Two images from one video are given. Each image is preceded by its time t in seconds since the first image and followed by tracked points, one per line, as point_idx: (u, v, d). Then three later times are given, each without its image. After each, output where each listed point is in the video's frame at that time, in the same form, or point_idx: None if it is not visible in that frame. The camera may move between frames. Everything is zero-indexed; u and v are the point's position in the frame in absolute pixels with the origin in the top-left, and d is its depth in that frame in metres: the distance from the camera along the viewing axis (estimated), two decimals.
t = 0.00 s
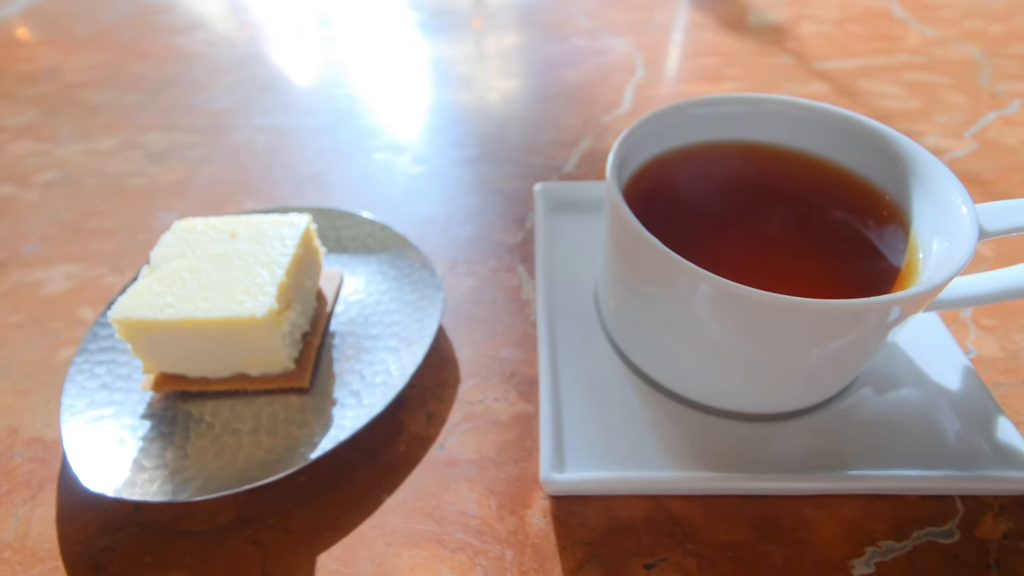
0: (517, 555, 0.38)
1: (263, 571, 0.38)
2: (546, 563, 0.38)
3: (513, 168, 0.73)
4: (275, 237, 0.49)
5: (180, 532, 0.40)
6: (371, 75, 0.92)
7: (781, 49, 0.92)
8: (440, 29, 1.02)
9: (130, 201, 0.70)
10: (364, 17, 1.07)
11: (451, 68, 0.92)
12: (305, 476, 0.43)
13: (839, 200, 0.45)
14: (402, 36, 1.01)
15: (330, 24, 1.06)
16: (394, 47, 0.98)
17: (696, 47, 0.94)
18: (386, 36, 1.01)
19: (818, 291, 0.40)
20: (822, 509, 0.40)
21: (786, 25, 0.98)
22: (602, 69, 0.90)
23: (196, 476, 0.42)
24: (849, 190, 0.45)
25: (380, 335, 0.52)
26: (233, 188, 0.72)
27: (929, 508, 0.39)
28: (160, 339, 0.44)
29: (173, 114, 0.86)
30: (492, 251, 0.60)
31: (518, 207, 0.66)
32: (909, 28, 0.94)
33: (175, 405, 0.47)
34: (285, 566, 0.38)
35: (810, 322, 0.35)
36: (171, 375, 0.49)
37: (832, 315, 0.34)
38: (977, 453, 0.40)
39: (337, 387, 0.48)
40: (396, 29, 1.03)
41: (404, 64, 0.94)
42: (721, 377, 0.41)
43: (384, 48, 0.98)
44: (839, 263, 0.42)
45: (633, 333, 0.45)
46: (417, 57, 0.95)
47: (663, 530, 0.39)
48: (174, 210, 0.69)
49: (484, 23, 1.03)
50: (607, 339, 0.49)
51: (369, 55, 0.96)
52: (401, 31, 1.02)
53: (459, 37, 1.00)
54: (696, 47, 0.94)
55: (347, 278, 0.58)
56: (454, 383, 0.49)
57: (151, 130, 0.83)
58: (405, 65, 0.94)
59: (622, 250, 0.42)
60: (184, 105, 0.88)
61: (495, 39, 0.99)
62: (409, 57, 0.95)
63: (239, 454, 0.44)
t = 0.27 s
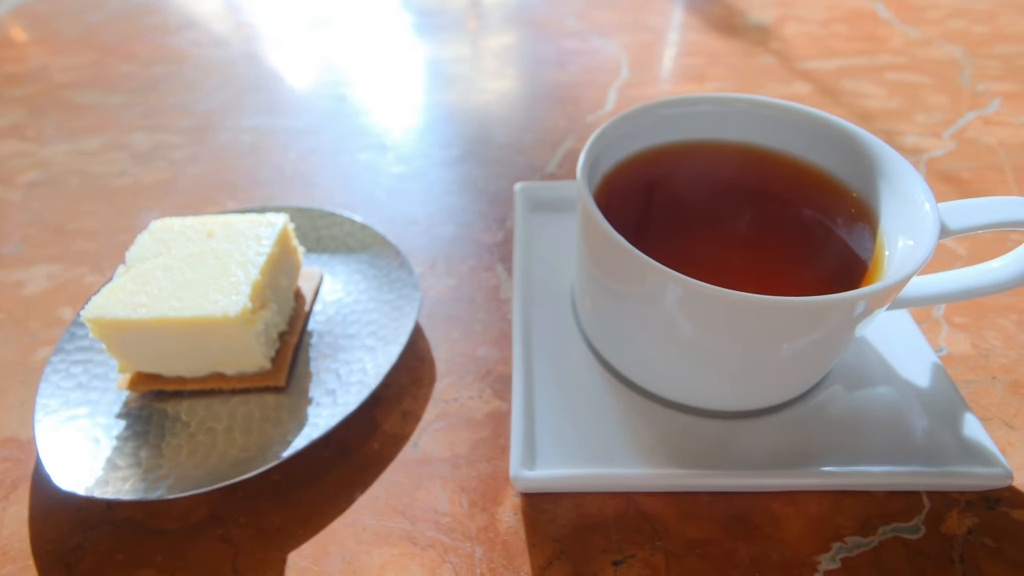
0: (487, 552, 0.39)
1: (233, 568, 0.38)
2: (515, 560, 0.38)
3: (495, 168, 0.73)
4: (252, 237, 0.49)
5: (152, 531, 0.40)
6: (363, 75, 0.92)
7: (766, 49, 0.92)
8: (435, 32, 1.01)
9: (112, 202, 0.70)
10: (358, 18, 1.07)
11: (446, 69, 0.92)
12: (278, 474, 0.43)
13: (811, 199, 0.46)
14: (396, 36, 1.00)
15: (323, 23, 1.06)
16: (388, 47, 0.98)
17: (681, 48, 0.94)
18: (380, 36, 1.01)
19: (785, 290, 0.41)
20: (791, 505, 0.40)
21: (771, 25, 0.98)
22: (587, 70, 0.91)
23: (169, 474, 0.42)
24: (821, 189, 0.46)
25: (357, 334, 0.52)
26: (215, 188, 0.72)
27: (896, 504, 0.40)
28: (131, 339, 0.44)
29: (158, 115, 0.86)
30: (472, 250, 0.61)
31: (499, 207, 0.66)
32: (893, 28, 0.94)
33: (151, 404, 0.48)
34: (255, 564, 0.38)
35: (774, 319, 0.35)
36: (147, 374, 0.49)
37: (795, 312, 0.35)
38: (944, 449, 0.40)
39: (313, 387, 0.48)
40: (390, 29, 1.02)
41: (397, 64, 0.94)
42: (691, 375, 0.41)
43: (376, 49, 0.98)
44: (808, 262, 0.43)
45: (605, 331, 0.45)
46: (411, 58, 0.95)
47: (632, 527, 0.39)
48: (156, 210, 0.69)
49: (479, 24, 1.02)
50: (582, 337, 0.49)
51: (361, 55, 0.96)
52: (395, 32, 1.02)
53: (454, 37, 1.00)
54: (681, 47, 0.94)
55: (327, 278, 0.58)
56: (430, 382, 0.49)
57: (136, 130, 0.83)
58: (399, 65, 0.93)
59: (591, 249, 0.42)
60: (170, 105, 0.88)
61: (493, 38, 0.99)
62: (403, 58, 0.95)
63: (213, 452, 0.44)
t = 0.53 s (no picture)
0: (453, 550, 0.39)
1: (200, 566, 0.39)
2: (481, 557, 0.39)
3: (477, 168, 0.73)
4: (226, 236, 0.49)
5: (120, 529, 0.40)
6: (353, 76, 0.92)
7: (750, 50, 0.93)
8: (432, 32, 1.02)
9: (94, 202, 0.71)
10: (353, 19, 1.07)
11: (443, 69, 0.93)
12: (249, 472, 0.43)
13: (782, 199, 0.46)
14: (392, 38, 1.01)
15: (318, 24, 1.06)
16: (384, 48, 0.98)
17: (666, 49, 0.94)
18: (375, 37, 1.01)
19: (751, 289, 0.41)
20: (756, 503, 0.40)
21: (756, 27, 0.98)
22: (572, 71, 0.91)
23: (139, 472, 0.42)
24: (791, 188, 0.46)
25: (332, 334, 0.52)
26: (198, 188, 0.72)
27: (861, 501, 0.40)
28: (102, 337, 0.44)
29: (144, 115, 0.86)
30: (450, 250, 0.61)
31: (479, 207, 0.67)
32: (877, 29, 0.95)
33: (124, 402, 0.48)
34: (222, 562, 0.39)
35: (736, 317, 0.36)
36: (121, 373, 0.49)
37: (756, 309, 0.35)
38: (909, 447, 0.41)
39: (287, 385, 0.48)
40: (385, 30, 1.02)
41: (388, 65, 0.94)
42: (658, 374, 0.41)
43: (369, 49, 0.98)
44: (777, 261, 0.43)
45: (575, 330, 0.45)
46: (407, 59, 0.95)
47: (598, 524, 0.40)
48: (137, 210, 0.69)
49: (475, 26, 1.03)
50: (554, 337, 0.49)
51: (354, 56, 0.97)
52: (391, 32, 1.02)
53: (449, 38, 1.00)
54: (666, 49, 0.94)
55: (305, 277, 0.58)
56: (403, 381, 0.49)
57: (120, 130, 0.83)
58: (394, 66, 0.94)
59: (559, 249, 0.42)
60: (156, 105, 0.88)
61: (489, 38, 1.00)
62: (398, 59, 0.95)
63: (184, 451, 0.44)
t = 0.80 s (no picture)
0: (420, 547, 0.39)
1: (169, 564, 0.39)
2: (447, 555, 0.39)
3: (459, 170, 0.74)
4: (202, 238, 0.50)
5: (92, 527, 0.41)
6: (341, 79, 0.93)
7: (732, 54, 0.93)
8: (427, 34, 1.03)
9: (78, 204, 0.71)
10: (347, 22, 1.08)
11: (439, 70, 0.94)
12: (221, 472, 0.44)
13: (750, 201, 0.47)
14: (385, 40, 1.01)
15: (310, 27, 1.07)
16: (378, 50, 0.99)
17: (650, 53, 0.95)
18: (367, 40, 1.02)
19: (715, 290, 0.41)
20: (719, 502, 0.41)
21: (740, 31, 0.99)
22: (556, 75, 0.92)
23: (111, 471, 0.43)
24: (759, 190, 0.46)
25: (308, 335, 0.53)
26: (181, 191, 0.72)
27: (823, 500, 0.41)
28: (76, 338, 0.44)
29: (130, 118, 0.87)
30: (429, 252, 0.61)
31: (459, 209, 0.67)
32: (859, 34, 0.96)
33: (100, 402, 0.48)
34: (191, 559, 0.39)
35: (694, 318, 0.36)
36: (98, 373, 0.50)
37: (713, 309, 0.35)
38: (871, 447, 0.41)
39: (262, 385, 0.49)
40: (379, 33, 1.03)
41: (376, 68, 0.95)
42: (624, 374, 0.42)
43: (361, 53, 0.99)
44: (744, 262, 0.44)
45: (545, 330, 0.46)
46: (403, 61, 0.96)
47: (563, 522, 0.40)
48: (121, 212, 0.70)
49: (472, 29, 1.03)
50: (526, 337, 0.50)
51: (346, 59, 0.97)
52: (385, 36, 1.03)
53: (443, 41, 1.01)
54: (649, 53, 0.95)
55: (284, 279, 0.59)
56: (376, 381, 0.49)
57: (106, 132, 0.84)
58: (388, 68, 0.94)
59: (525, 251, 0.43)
60: (143, 108, 0.89)
61: (482, 39, 1.01)
62: (392, 62, 0.96)
63: (157, 450, 0.44)
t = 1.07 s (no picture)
0: (390, 544, 0.39)
1: (139, 560, 0.39)
2: (416, 552, 0.39)
3: (443, 169, 0.74)
4: (179, 235, 0.50)
5: (63, 523, 0.41)
6: (331, 78, 0.93)
7: (720, 55, 0.94)
8: (425, 33, 1.04)
9: (62, 202, 0.71)
10: (341, 22, 1.08)
11: (431, 70, 0.94)
12: (194, 468, 0.44)
13: (727, 200, 0.47)
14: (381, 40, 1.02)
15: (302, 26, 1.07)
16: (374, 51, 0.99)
17: (638, 53, 0.96)
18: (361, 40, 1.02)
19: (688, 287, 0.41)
20: (690, 499, 0.41)
21: (728, 31, 0.99)
22: (544, 74, 0.92)
23: (84, 467, 0.43)
24: (734, 189, 0.47)
25: (286, 332, 0.53)
26: (166, 189, 0.73)
27: (794, 498, 0.41)
28: (50, 334, 0.45)
29: (117, 116, 0.87)
30: (410, 250, 0.62)
31: (442, 208, 0.67)
32: (846, 34, 0.96)
33: (76, 399, 0.48)
34: (161, 556, 0.39)
35: (661, 316, 0.36)
36: (75, 370, 0.50)
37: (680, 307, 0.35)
38: (841, 444, 0.41)
39: (238, 382, 0.49)
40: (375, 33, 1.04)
41: (367, 67, 0.95)
42: (596, 372, 0.42)
43: (354, 53, 0.99)
44: (719, 259, 0.44)
45: (519, 329, 0.46)
46: (403, 59, 0.97)
47: (534, 519, 0.40)
48: (105, 210, 0.70)
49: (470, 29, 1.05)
50: (503, 335, 0.50)
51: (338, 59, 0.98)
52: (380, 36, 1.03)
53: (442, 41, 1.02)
54: (637, 53, 0.96)
55: (265, 277, 0.59)
56: (353, 379, 0.50)
57: (93, 131, 0.84)
58: (380, 67, 0.95)
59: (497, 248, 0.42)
60: (131, 106, 0.89)
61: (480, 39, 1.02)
62: (383, 61, 0.97)
63: (131, 446, 0.44)
